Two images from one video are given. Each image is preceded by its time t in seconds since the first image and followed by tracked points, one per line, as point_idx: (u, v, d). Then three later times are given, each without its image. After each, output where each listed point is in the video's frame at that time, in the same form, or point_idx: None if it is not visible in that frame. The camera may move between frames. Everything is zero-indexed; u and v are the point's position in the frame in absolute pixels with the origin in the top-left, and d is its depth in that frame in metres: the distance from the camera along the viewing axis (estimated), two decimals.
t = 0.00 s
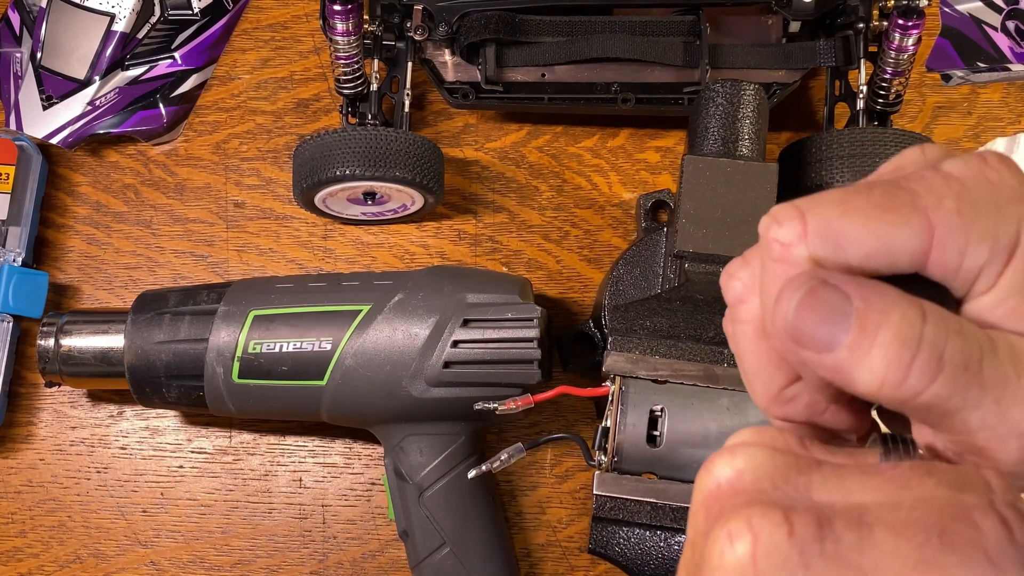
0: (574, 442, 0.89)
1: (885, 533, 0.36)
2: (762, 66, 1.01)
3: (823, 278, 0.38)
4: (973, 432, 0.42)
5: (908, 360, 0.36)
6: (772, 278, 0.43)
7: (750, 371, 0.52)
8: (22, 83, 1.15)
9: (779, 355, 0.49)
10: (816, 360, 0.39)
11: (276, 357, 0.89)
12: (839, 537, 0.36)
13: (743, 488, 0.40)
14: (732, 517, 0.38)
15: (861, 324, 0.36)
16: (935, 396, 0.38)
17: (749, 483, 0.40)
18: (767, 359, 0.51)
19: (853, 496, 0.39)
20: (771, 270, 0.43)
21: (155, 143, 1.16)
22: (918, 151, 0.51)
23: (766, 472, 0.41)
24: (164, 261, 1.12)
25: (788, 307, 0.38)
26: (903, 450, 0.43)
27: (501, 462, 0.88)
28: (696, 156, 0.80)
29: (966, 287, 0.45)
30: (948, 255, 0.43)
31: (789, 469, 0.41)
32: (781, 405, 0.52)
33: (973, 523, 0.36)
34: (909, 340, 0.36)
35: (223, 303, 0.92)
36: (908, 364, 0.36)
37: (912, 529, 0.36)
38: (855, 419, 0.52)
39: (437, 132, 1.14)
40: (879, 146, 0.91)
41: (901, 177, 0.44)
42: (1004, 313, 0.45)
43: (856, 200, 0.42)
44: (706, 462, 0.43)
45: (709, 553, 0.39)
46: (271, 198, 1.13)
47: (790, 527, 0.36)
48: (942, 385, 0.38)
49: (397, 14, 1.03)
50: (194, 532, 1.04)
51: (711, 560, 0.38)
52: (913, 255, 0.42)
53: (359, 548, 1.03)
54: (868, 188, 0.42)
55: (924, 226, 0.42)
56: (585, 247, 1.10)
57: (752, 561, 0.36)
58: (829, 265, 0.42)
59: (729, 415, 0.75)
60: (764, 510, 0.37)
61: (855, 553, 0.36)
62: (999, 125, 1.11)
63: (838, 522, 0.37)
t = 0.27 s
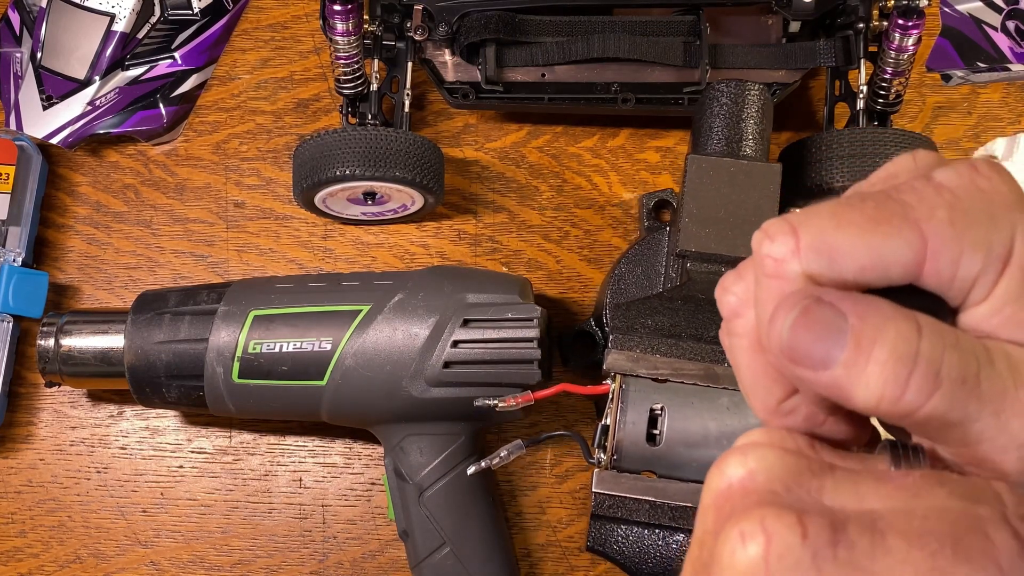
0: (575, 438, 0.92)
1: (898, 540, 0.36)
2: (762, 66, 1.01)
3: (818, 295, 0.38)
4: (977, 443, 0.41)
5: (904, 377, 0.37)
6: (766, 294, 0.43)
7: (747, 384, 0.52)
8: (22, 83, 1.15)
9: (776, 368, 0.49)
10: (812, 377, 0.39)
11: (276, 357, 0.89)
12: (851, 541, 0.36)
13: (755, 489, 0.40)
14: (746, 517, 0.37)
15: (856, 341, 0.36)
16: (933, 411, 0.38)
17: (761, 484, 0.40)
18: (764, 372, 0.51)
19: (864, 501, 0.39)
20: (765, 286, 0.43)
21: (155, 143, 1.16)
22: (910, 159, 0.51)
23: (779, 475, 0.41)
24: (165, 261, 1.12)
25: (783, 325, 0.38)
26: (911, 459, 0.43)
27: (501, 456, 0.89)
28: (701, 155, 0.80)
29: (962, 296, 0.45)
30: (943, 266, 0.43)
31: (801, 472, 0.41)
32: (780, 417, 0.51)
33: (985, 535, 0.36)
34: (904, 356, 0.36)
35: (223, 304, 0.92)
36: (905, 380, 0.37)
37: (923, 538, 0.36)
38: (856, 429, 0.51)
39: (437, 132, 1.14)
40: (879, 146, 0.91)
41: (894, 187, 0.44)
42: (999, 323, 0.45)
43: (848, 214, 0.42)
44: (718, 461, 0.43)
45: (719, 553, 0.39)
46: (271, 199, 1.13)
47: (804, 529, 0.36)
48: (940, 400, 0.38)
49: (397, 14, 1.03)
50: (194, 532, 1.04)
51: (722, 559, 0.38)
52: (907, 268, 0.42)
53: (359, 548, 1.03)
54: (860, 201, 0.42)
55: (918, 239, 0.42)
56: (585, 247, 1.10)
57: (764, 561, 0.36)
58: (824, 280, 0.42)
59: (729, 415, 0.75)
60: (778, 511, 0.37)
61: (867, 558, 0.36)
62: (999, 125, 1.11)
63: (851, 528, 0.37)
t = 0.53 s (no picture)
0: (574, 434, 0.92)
1: (893, 539, 0.36)
2: (762, 66, 1.01)
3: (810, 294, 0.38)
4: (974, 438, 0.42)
5: (898, 373, 0.37)
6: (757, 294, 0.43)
7: (742, 384, 0.52)
8: (21, 83, 1.15)
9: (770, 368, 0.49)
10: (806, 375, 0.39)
11: (276, 357, 0.89)
12: (847, 539, 0.36)
13: (751, 481, 0.40)
14: (740, 509, 0.37)
15: (849, 339, 0.36)
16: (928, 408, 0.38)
17: (757, 477, 0.40)
18: (758, 371, 0.51)
19: (861, 500, 0.39)
20: (755, 284, 0.43)
21: (155, 143, 1.16)
22: (898, 156, 0.51)
23: (776, 469, 0.40)
24: (165, 261, 1.12)
25: (776, 325, 0.38)
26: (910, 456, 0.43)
27: (499, 449, 0.89)
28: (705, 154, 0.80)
29: (955, 290, 0.45)
30: (933, 262, 0.43)
31: (798, 467, 0.41)
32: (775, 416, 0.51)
33: (980, 538, 0.37)
34: (897, 353, 0.36)
35: (223, 304, 0.92)
36: (899, 377, 0.37)
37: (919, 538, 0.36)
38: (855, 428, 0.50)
39: (437, 132, 1.14)
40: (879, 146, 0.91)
41: (882, 184, 0.44)
42: (992, 318, 0.46)
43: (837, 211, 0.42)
44: (716, 453, 0.43)
45: (712, 544, 0.38)
46: (271, 199, 1.13)
47: (799, 524, 0.36)
48: (934, 396, 0.38)
49: (397, 14, 1.03)
50: (193, 532, 1.04)
51: (715, 550, 0.38)
52: (898, 265, 0.42)
53: (359, 548, 1.03)
54: (848, 198, 0.42)
55: (907, 235, 0.42)
56: (585, 247, 1.10)
57: (757, 554, 0.36)
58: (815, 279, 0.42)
59: (728, 413, 0.75)
60: (773, 504, 0.37)
61: (861, 556, 0.36)
62: (999, 125, 1.11)
63: (846, 524, 0.37)
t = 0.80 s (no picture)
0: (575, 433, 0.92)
1: (908, 548, 0.36)
2: (762, 66, 1.01)
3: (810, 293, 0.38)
4: (975, 434, 0.42)
5: (903, 370, 0.36)
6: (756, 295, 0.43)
7: (744, 387, 0.52)
8: (22, 83, 1.15)
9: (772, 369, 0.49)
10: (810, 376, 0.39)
11: (276, 357, 0.89)
12: (862, 545, 0.36)
13: (764, 485, 0.40)
14: (755, 512, 0.37)
15: (853, 338, 0.36)
16: (934, 403, 0.38)
17: (771, 480, 0.40)
18: (760, 373, 0.51)
19: (873, 508, 0.39)
20: (753, 287, 0.43)
21: (155, 143, 1.16)
22: (890, 154, 0.51)
23: (789, 472, 0.40)
24: (165, 261, 1.12)
25: (779, 327, 0.38)
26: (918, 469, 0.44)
27: (499, 448, 0.88)
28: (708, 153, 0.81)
29: (953, 285, 0.45)
30: (930, 258, 0.43)
31: (812, 471, 0.41)
32: (778, 417, 0.51)
33: (994, 551, 0.37)
34: (901, 349, 0.36)
35: (223, 304, 0.92)
36: (904, 374, 0.37)
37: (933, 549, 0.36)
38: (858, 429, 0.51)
39: (437, 132, 1.14)
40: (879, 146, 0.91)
41: (875, 182, 0.44)
42: (992, 311, 0.45)
43: (832, 211, 0.42)
44: (729, 454, 0.43)
45: (724, 547, 0.38)
46: (271, 199, 1.13)
47: (814, 530, 0.36)
48: (939, 392, 0.38)
49: (397, 14, 1.03)
50: (194, 532, 1.04)
51: (727, 553, 0.37)
52: (895, 262, 0.42)
53: (359, 548, 1.03)
54: (843, 197, 0.42)
55: (903, 232, 0.42)
56: (585, 247, 1.10)
57: (771, 558, 0.36)
58: (813, 278, 0.42)
59: (727, 412, 0.75)
60: (787, 509, 0.36)
61: (875, 563, 0.36)
62: (999, 125, 1.11)
63: (860, 531, 0.37)
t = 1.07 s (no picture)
0: (574, 429, 0.91)
1: (915, 545, 0.36)
2: (762, 66, 1.01)
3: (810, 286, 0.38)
4: (980, 420, 0.43)
5: (906, 359, 0.37)
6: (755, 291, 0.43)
7: (745, 385, 0.52)
8: (22, 83, 1.15)
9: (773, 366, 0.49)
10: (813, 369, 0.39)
11: (276, 357, 0.89)
12: (869, 541, 0.36)
13: (773, 478, 0.40)
14: (762, 504, 0.37)
15: (855, 329, 0.36)
16: (938, 390, 0.38)
17: (779, 473, 0.40)
18: (760, 371, 0.51)
19: (880, 505, 0.39)
20: (752, 284, 0.43)
21: (155, 143, 1.16)
22: (881, 146, 0.51)
23: (800, 466, 0.40)
24: (165, 261, 1.12)
25: (780, 321, 0.38)
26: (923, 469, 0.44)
27: (499, 443, 0.87)
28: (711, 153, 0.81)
29: (951, 273, 0.45)
30: (927, 247, 0.43)
31: (819, 466, 0.41)
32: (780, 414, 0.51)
33: (998, 550, 0.38)
34: (903, 338, 0.36)
35: (223, 304, 0.92)
36: (907, 363, 0.37)
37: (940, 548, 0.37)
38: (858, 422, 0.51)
39: (437, 132, 1.14)
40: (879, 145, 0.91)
41: (868, 174, 0.44)
42: (990, 297, 0.46)
43: (826, 205, 0.41)
44: (735, 447, 0.43)
45: (729, 538, 0.38)
46: (271, 199, 1.13)
47: (822, 522, 0.36)
48: (942, 380, 0.38)
49: (397, 14, 1.03)
50: (194, 532, 1.04)
51: (732, 544, 0.37)
52: (893, 252, 0.42)
53: (359, 548, 1.03)
54: (837, 191, 0.42)
55: (898, 222, 0.42)
56: (585, 247, 1.10)
57: (777, 549, 0.35)
58: (811, 273, 0.42)
59: (726, 411, 0.75)
60: (795, 502, 0.36)
61: (882, 559, 0.36)
62: (999, 125, 1.11)
63: (868, 526, 0.37)
